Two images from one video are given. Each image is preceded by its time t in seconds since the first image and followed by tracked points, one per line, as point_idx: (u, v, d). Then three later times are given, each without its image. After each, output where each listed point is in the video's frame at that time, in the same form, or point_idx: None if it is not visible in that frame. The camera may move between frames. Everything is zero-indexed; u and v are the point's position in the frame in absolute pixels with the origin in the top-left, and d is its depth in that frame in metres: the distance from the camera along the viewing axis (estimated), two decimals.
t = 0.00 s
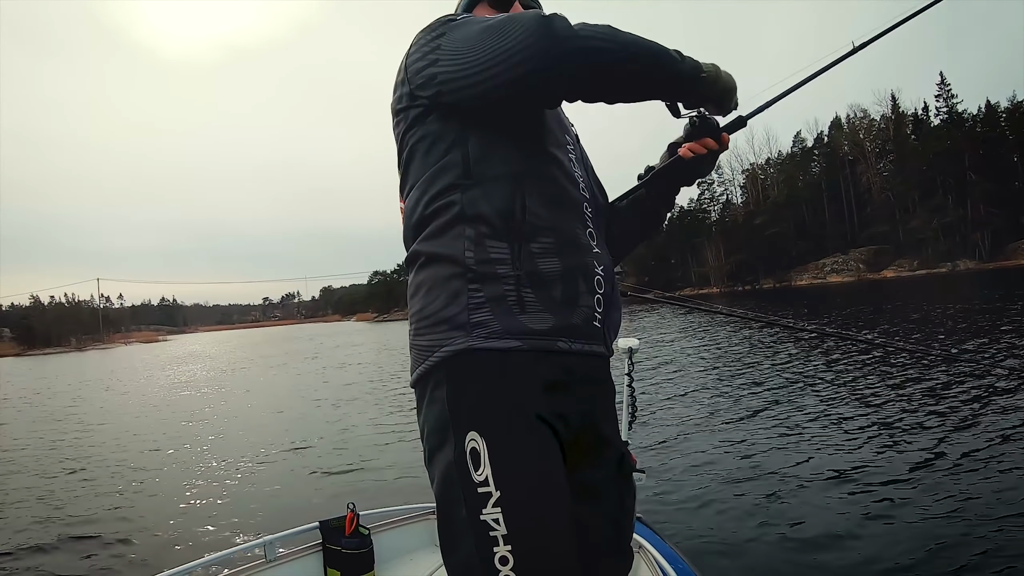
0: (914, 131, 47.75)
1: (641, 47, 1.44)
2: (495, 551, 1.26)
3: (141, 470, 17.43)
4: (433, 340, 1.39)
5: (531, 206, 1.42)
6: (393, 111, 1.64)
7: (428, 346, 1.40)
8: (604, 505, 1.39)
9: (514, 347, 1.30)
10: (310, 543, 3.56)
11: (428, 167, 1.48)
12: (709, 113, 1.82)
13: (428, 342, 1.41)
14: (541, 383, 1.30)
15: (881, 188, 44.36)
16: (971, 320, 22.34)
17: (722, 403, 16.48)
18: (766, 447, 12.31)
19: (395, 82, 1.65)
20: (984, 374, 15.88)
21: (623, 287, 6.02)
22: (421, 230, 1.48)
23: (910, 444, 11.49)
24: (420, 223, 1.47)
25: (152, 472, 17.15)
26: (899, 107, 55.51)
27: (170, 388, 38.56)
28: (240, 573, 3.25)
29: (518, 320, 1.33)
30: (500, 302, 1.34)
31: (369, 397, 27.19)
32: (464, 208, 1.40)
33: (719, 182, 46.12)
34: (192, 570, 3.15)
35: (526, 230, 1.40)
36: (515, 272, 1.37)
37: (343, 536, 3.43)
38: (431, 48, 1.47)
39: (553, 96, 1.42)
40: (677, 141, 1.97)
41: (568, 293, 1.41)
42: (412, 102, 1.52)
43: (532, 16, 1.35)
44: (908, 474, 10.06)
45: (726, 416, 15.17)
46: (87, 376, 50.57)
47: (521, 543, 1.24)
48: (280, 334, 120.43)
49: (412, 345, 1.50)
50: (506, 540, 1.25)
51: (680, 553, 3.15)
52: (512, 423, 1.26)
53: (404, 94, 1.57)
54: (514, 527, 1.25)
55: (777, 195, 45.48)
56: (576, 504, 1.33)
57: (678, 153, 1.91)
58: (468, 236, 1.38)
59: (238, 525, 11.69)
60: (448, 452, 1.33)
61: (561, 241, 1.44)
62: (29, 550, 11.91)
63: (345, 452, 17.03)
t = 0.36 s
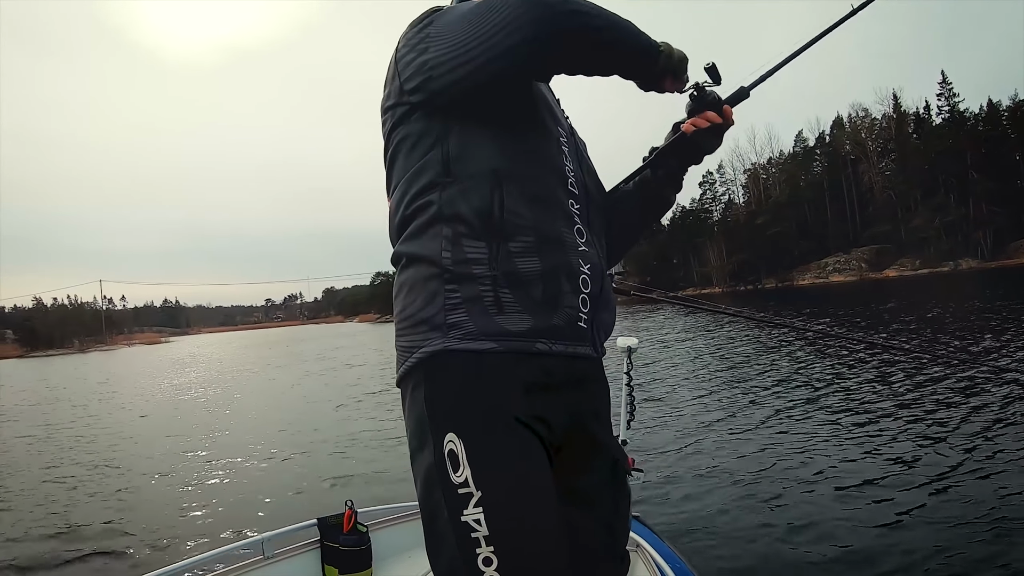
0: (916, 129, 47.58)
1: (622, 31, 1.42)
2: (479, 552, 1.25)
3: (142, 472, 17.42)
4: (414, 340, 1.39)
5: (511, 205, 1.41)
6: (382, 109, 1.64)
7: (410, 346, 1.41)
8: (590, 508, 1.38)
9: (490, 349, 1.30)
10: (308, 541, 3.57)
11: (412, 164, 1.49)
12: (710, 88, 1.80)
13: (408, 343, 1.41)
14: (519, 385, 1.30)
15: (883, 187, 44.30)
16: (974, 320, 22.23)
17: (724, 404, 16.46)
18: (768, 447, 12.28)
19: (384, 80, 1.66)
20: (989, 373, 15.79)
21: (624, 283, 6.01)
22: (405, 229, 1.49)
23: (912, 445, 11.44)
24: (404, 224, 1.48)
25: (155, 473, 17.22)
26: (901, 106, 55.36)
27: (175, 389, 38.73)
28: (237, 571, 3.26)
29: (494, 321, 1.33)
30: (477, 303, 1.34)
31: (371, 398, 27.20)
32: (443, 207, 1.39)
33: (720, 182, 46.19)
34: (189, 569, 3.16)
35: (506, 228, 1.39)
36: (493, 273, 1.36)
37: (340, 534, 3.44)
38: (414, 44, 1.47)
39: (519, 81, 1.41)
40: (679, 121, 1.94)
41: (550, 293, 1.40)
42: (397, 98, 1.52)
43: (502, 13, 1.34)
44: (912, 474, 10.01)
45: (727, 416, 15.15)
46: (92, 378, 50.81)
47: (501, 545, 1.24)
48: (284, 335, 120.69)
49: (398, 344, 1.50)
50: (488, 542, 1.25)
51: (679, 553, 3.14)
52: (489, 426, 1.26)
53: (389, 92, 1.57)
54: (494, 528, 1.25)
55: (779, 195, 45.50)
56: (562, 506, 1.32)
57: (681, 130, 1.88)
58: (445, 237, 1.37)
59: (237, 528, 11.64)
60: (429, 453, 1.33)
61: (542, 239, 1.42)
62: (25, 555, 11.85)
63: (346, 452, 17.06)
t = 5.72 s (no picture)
0: (913, 138, 47.76)
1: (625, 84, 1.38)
2: (491, 546, 1.26)
3: (129, 455, 17.32)
4: (434, 352, 1.40)
5: (529, 227, 1.43)
6: (401, 135, 1.66)
7: (430, 356, 1.41)
8: (598, 510, 1.41)
9: (508, 361, 1.32)
10: (304, 542, 3.59)
11: (433, 187, 1.50)
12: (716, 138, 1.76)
13: (426, 354, 1.43)
14: (535, 394, 1.33)
15: (878, 196, 44.51)
16: (963, 332, 22.42)
17: (714, 405, 16.56)
18: (755, 449, 12.37)
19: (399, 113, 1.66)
20: (976, 381, 15.96)
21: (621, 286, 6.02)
22: (424, 250, 1.50)
23: (898, 449, 11.56)
24: (425, 243, 1.48)
25: (143, 457, 17.16)
26: (899, 117, 55.55)
27: (164, 372, 38.58)
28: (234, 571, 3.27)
29: (514, 336, 1.35)
30: (496, 319, 1.36)
31: (361, 389, 27.15)
32: (463, 231, 1.41)
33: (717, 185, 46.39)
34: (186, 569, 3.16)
35: (523, 248, 1.41)
36: (511, 292, 1.38)
37: (337, 534, 3.44)
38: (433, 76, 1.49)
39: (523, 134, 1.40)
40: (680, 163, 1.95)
41: (562, 310, 1.42)
42: (417, 126, 1.53)
43: (522, 50, 1.37)
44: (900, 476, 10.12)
45: (716, 417, 15.25)
46: (80, 359, 50.43)
47: (514, 546, 1.25)
48: (275, 322, 120.24)
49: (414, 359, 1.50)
50: (501, 540, 1.25)
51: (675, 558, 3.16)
52: (508, 432, 1.29)
53: (406, 126, 1.59)
54: (509, 528, 1.26)
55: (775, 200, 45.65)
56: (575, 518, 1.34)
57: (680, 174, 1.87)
58: (467, 256, 1.39)
59: (227, 515, 11.58)
60: (446, 457, 1.34)
61: (556, 260, 1.45)
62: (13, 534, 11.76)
63: (336, 442, 17.07)
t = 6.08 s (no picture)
0: (909, 135, 47.90)
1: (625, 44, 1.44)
2: (475, 543, 1.25)
3: (127, 458, 17.31)
4: (421, 346, 1.41)
5: (512, 222, 1.41)
6: (392, 130, 1.67)
7: (418, 351, 1.42)
8: (586, 504, 1.40)
9: (491, 358, 1.32)
10: (302, 540, 3.58)
11: (421, 181, 1.50)
12: (710, 108, 1.85)
13: (413, 349, 1.44)
14: (517, 391, 1.32)
15: (875, 193, 44.70)
16: (961, 329, 22.48)
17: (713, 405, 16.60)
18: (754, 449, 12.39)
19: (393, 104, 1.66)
20: (976, 379, 15.96)
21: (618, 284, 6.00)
22: (413, 246, 1.50)
23: (896, 447, 11.59)
24: (413, 238, 1.49)
25: (141, 459, 17.15)
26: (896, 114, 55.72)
27: (163, 375, 38.54)
28: (231, 568, 3.25)
29: (496, 333, 1.35)
30: (478, 316, 1.36)
31: (359, 390, 27.11)
32: (448, 225, 1.41)
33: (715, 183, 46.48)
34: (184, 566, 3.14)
35: (507, 243, 1.40)
36: (494, 287, 1.37)
37: (335, 532, 3.43)
38: (424, 65, 1.49)
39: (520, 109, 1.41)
40: (682, 138, 1.98)
41: (547, 305, 1.41)
42: (407, 118, 1.53)
43: (515, 24, 1.36)
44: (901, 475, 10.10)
45: (715, 417, 15.28)
46: (79, 362, 50.37)
47: (496, 547, 1.24)
48: (272, 324, 120.03)
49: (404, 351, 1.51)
50: (484, 538, 1.25)
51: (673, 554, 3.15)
52: (489, 431, 1.28)
53: (399, 113, 1.59)
54: (492, 525, 1.25)
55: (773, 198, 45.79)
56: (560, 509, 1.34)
57: (680, 148, 1.93)
58: (451, 252, 1.39)
59: (227, 518, 11.52)
60: (432, 451, 1.35)
61: (541, 254, 1.43)
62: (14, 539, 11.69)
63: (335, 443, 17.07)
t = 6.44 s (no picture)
0: (906, 134, 48.02)
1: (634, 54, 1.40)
2: (480, 549, 1.26)
3: (126, 462, 17.26)
4: (425, 349, 1.41)
5: (512, 221, 1.41)
6: (388, 133, 1.68)
7: (421, 354, 1.42)
8: (592, 507, 1.40)
9: (495, 361, 1.32)
10: (305, 545, 3.57)
11: (421, 184, 1.50)
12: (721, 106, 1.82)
13: (416, 352, 1.44)
14: (521, 393, 1.32)
15: (872, 192, 44.82)
16: (960, 327, 22.54)
17: (712, 405, 16.63)
18: (753, 449, 12.42)
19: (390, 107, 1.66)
20: (977, 378, 15.92)
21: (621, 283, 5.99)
22: (413, 248, 1.51)
23: (894, 447, 11.62)
24: (412, 242, 1.49)
25: (140, 463, 17.10)
26: (892, 114, 55.88)
27: (163, 377, 38.48)
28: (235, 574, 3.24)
29: (500, 335, 1.34)
30: (481, 319, 1.36)
31: (359, 391, 27.09)
32: (449, 229, 1.41)
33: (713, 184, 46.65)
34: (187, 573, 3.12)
35: (506, 245, 1.39)
36: (495, 290, 1.37)
37: (338, 537, 3.41)
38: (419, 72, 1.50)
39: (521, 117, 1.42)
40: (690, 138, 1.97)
41: (551, 307, 1.40)
42: (404, 124, 1.54)
43: (488, 40, 1.38)
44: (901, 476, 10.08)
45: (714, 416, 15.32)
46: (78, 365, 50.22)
47: (500, 548, 1.25)
48: (271, 326, 119.94)
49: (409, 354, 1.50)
50: (489, 542, 1.25)
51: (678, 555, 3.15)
52: (494, 435, 1.28)
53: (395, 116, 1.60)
54: (496, 530, 1.25)
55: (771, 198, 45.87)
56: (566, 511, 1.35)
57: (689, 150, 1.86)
58: (451, 255, 1.40)
59: (230, 521, 11.51)
60: (436, 454, 1.36)
61: (544, 253, 1.42)
62: (17, 542, 11.69)
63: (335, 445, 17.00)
